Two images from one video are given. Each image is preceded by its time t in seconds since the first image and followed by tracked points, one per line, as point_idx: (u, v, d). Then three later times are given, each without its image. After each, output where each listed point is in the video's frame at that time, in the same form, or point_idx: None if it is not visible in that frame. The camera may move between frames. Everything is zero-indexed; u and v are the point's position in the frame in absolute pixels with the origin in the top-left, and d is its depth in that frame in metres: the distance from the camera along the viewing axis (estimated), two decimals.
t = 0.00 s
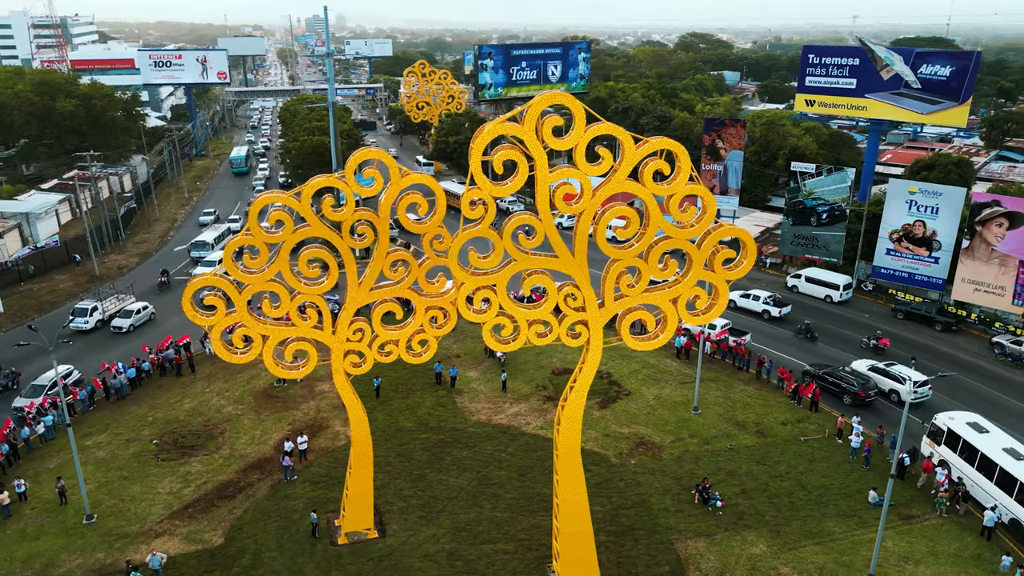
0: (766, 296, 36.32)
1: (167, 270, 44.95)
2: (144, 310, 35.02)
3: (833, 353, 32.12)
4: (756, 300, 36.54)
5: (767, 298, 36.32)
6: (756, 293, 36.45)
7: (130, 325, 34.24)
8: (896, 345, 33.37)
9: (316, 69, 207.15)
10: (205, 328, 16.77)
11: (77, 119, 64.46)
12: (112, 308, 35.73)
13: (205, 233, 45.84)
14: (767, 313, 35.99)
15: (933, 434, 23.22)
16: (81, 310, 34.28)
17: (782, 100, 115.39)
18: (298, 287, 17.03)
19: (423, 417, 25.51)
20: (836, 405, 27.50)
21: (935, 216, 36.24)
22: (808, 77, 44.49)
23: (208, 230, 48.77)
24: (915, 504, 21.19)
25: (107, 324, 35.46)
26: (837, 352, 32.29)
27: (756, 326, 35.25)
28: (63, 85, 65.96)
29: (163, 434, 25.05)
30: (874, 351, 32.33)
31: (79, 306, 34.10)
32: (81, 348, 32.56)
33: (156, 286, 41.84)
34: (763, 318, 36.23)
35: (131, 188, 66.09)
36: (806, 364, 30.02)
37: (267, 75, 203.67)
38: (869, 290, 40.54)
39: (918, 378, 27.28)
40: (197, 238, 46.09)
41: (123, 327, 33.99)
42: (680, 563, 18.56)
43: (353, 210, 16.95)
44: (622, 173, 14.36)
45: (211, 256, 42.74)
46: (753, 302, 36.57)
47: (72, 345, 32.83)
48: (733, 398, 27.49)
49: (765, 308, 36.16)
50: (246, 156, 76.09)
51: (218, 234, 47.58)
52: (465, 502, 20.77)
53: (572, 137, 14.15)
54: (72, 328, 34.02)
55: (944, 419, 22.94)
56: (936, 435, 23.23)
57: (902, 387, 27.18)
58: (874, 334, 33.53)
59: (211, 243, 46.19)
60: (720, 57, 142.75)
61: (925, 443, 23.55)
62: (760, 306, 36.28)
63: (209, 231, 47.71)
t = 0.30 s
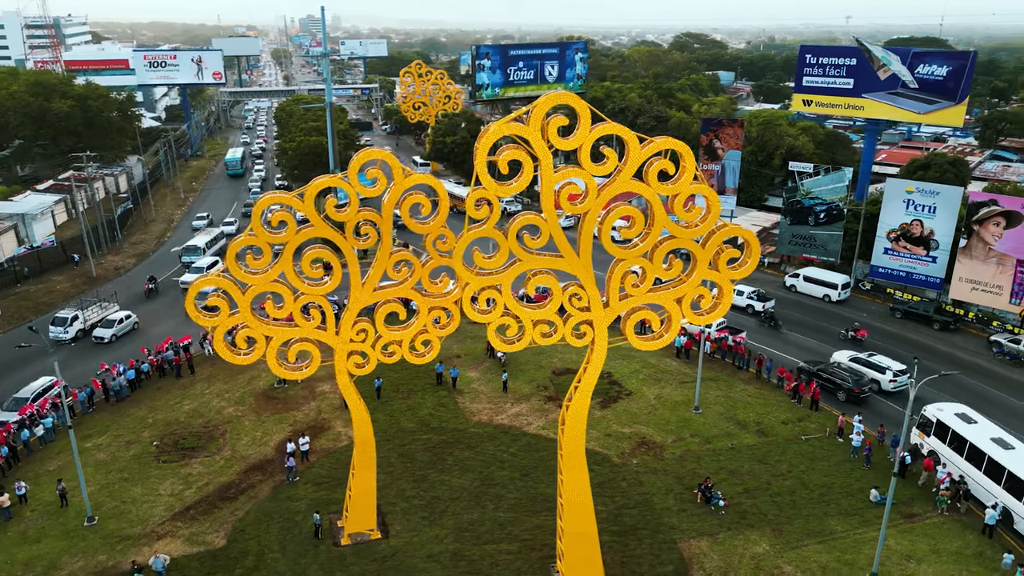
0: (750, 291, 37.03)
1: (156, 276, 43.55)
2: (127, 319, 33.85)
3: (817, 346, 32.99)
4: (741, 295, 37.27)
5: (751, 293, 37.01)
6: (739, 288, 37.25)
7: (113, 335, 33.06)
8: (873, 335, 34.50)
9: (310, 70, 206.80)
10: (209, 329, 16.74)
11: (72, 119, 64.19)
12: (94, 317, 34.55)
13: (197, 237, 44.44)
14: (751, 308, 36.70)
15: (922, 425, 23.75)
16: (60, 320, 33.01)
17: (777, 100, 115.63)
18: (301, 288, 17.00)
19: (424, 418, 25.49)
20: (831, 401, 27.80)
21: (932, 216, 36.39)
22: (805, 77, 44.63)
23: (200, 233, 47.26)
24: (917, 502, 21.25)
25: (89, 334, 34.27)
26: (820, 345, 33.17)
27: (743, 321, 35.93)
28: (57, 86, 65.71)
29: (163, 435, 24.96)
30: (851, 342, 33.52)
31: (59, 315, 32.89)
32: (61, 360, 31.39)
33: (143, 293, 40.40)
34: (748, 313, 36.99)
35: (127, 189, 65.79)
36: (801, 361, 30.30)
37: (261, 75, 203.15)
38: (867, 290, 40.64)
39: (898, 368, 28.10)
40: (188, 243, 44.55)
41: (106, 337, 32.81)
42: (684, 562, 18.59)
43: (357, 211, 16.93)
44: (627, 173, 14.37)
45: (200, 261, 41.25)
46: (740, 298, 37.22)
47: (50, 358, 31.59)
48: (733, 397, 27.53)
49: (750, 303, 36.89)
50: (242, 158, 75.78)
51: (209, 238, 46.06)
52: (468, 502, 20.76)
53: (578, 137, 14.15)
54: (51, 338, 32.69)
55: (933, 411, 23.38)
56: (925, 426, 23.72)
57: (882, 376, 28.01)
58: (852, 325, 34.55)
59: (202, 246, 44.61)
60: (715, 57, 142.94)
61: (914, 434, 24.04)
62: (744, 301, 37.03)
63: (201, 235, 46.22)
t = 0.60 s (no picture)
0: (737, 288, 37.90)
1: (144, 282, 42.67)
2: (111, 328, 32.89)
3: (803, 340, 33.64)
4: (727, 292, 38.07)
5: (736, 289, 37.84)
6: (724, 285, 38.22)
7: (96, 345, 32.09)
8: (853, 328, 35.32)
9: (307, 70, 206.56)
10: (213, 330, 16.68)
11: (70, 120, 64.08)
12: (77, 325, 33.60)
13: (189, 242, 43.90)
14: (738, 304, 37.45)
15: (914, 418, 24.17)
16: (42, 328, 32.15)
17: (774, 101, 115.80)
18: (306, 288, 16.96)
19: (426, 418, 25.47)
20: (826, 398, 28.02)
21: (932, 216, 36.46)
22: (804, 77, 44.72)
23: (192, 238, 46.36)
24: (920, 502, 21.30)
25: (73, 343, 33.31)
26: (806, 338, 33.89)
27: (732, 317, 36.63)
28: (55, 86, 65.58)
29: (165, 436, 24.91)
30: (833, 334, 34.31)
31: (41, 323, 31.98)
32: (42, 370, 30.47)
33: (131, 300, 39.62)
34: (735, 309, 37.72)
35: (125, 189, 65.58)
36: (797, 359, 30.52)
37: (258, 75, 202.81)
38: (866, 289, 40.74)
39: (880, 358, 28.76)
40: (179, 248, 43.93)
41: (89, 347, 31.79)
42: (689, 562, 18.60)
43: (362, 211, 16.91)
44: (634, 173, 14.38)
45: (189, 268, 40.53)
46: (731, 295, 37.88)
47: (31, 368, 30.66)
48: (735, 397, 27.54)
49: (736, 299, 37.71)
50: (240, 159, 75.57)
51: (202, 243, 45.12)
52: (472, 503, 20.74)
53: (585, 137, 14.14)
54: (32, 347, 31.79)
55: (925, 404, 23.85)
56: (916, 418, 24.15)
57: (865, 366, 28.66)
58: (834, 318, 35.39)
59: (194, 252, 43.86)
60: (712, 57, 143.11)
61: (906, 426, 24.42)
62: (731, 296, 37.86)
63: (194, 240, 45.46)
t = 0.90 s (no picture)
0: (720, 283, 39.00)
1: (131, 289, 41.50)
2: (93, 339, 31.82)
3: (786, 333, 34.44)
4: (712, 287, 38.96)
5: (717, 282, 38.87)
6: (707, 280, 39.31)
7: (78, 357, 30.94)
8: (833, 321, 36.34)
9: (303, 71, 206.24)
10: (217, 331, 16.65)
11: (67, 120, 63.90)
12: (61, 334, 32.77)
13: (181, 247, 42.26)
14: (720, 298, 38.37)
15: (906, 412, 24.54)
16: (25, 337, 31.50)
17: (770, 101, 115.92)
18: (310, 289, 16.93)
19: (428, 419, 25.45)
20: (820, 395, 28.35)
21: (930, 215, 36.55)
22: (803, 78, 44.83)
23: (185, 243, 44.94)
24: (921, 500, 21.36)
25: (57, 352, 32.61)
26: (789, 331, 34.74)
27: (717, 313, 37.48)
28: (51, 87, 65.38)
29: (166, 438, 24.84)
30: (814, 327, 35.26)
31: (24, 333, 31.29)
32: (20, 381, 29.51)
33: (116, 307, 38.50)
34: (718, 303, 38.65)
35: (122, 190, 65.38)
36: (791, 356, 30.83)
37: (253, 76, 202.39)
38: (865, 289, 40.83)
39: (861, 349, 29.62)
40: (171, 253, 42.15)
41: (70, 359, 30.68)
42: (694, 561, 18.62)
43: (366, 212, 16.90)
44: (639, 173, 14.39)
45: (178, 274, 39.12)
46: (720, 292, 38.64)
47: (12, 378, 29.79)
48: (736, 397, 27.58)
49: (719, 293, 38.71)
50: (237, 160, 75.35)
51: (194, 248, 43.68)
52: (475, 503, 20.73)
53: (591, 138, 14.14)
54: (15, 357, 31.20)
55: (916, 397, 24.25)
56: (908, 412, 24.51)
57: (846, 357, 29.52)
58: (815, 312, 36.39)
59: (186, 258, 42.19)
60: (708, 57, 143.25)
61: (898, 421, 24.76)
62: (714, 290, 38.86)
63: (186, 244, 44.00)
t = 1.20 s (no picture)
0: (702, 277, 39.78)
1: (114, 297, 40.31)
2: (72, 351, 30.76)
3: (768, 327, 35.24)
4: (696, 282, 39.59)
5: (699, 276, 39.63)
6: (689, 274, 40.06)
7: (56, 369, 29.98)
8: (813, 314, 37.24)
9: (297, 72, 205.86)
10: (220, 332, 16.60)
11: (62, 120, 63.67)
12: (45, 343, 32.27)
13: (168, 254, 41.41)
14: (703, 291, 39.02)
15: (898, 405, 25.01)
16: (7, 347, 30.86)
17: (765, 101, 116.07)
18: (312, 290, 16.89)
19: (429, 419, 25.42)
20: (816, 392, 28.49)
21: (928, 215, 36.65)
22: (800, 78, 45.03)
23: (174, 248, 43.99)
24: (923, 499, 21.42)
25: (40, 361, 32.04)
26: (771, 325, 35.58)
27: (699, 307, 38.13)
28: (46, 87, 65.18)
29: (166, 439, 24.75)
30: (795, 320, 36.13)
31: (6, 341, 30.74)
32: None
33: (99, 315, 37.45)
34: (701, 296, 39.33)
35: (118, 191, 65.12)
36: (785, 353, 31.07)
37: (248, 76, 202.00)
38: (863, 288, 40.92)
39: (840, 341, 30.61)
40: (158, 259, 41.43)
41: (48, 372, 29.76)
42: (696, 561, 18.64)
43: (368, 213, 16.87)
44: (643, 173, 14.40)
45: (164, 282, 38.19)
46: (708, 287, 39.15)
47: None
48: (736, 396, 27.62)
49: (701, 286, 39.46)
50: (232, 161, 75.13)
51: (183, 253, 42.90)
52: (477, 504, 20.71)
53: (595, 139, 14.14)
54: None
55: (908, 392, 24.67)
56: (901, 406, 24.96)
57: (827, 349, 30.45)
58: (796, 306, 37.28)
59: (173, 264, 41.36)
60: (703, 57, 143.41)
61: (891, 414, 25.23)
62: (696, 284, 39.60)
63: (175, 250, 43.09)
